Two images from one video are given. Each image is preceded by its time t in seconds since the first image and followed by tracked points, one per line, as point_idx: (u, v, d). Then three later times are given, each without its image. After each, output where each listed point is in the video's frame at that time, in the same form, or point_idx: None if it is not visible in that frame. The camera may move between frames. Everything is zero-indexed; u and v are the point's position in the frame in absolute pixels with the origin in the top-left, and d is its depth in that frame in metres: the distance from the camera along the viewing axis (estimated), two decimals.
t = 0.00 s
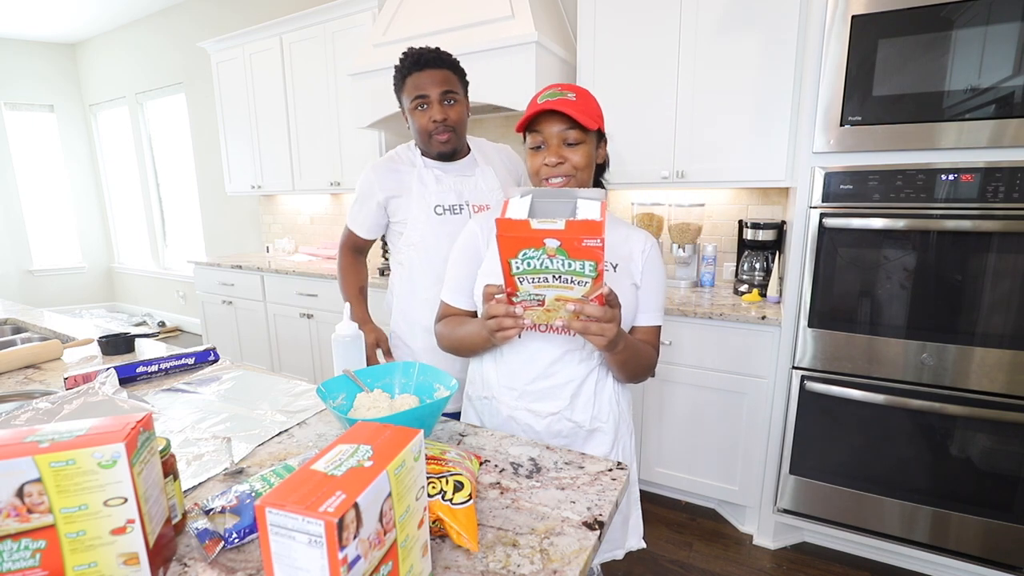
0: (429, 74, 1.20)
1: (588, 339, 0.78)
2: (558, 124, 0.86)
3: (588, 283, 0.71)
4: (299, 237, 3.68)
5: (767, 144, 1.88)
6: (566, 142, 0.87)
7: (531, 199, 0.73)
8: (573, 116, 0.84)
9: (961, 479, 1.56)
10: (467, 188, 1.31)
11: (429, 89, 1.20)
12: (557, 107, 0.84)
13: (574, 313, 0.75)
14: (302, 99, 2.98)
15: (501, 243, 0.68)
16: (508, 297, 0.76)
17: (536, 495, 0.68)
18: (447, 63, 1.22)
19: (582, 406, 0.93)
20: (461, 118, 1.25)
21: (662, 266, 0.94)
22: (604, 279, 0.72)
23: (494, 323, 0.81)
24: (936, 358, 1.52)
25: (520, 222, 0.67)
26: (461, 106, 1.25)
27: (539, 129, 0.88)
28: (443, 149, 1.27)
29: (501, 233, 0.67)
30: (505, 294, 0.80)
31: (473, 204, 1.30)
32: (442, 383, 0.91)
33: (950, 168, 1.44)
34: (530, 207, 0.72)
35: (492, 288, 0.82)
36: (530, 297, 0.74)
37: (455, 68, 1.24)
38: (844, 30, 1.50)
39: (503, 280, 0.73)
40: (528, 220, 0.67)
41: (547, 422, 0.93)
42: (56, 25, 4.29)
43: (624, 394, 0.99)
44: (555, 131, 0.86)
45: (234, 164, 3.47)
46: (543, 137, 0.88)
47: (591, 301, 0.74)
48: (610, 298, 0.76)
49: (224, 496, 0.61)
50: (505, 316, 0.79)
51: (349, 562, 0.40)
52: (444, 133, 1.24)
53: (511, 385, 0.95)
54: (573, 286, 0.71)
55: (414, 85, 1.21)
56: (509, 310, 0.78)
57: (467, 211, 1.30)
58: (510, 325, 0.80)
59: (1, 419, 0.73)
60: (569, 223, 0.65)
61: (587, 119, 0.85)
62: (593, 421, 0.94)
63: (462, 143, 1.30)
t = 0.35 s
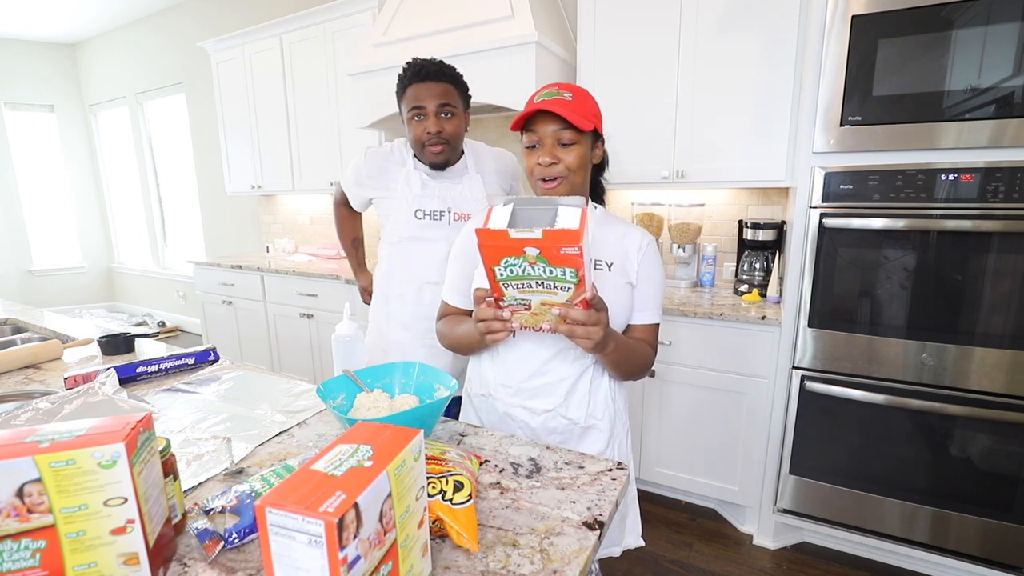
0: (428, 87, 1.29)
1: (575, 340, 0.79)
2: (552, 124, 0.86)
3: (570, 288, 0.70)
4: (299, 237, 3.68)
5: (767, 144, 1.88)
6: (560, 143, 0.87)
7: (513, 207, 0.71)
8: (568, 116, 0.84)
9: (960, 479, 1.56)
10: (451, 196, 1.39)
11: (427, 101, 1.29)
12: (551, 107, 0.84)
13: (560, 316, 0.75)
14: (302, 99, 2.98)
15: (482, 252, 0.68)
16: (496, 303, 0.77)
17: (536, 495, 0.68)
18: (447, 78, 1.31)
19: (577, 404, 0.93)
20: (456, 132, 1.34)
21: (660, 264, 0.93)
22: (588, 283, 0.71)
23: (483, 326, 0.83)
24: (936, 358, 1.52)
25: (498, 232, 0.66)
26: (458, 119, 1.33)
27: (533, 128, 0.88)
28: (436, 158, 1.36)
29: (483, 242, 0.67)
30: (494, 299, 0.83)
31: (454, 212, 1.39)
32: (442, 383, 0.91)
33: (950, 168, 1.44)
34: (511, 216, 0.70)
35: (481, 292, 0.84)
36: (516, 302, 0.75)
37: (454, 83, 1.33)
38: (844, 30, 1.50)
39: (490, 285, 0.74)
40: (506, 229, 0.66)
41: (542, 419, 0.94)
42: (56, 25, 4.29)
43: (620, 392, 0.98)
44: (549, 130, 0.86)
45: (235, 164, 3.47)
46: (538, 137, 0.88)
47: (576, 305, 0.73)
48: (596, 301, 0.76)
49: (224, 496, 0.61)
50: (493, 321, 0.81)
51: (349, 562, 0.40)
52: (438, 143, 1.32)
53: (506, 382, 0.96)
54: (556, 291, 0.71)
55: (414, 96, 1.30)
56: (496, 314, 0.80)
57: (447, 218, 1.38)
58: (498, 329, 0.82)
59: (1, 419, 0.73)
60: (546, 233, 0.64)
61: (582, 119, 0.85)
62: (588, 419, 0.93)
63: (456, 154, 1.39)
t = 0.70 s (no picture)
0: (389, 84, 1.26)
1: (561, 340, 0.78)
2: (547, 127, 0.86)
3: (553, 288, 0.70)
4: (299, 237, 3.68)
5: (767, 144, 1.88)
6: (557, 144, 0.87)
7: (498, 206, 0.71)
8: (561, 116, 0.83)
9: (960, 479, 1.56)
10: (412, 197, 1.41)
11: (388, 99, 1.26)
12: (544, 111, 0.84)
13: (546, 315, 0.75)
14: (302, 99, 2.98)
15: (466, 250, 0.69)
16: (485, 300, 0.79)
17: (536, 495, 0.68)
18: (408, 74, 1.29)
19: (572, 404, 0.93)
20: (419, 131, 1.33)
21: (662, 265, 0.93)
22: (571, 283, 0.70)
23: (473, 324, 0.83)
24: (936, 358, 1.52)
25: (478, 231, 0.66)
26: (420, 117, 1.32)
27: (529, 132, 0.88)
28: (399, 159, 1.35)
29: (465, 241, 0.67)
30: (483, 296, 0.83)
31: (417, 213, 1.40)
32: (442, 383, 0.91)
33: (950, 168, 1.44)
34: (493, 216, 0.70)
35: (471, 289, 0.83)
36: (504, 300, 0.76)
37: (415, 79, 1.30)
38: (845, 30, 1.50)
39: (478, 282, 0.76)
40: (486, 228, 0.66)
41: (538, 417, 0.94)
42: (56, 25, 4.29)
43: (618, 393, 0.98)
44: (545, 133, 0.87)
45: (235, 164, 3.47)
46: (535, 141, 0.88)
47: (561, 305, 0.73)
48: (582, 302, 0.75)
49: (224, 496, 0.61)
50: (482, 318, 0.82)
51: (349, 562, 0.40)
52: (401, 143, 1.31)
53: (502, 380, 0.96)
54: (540, 291, 0.71)
55: (374, 93, 1.27)
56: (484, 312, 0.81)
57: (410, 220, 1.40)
58: (487, 328, 0.82)
59: (1, 419, 0.73)
60: (523, 232, 0.63)
61: (576, 117, 0.85)
62: (583, 419, 0.93)
63: (418, 153, 1.38)
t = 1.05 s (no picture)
0: (354, 81, 1.14)
1: (551, 340, 0.78)
2: (547, 135, 0.86)
3: (540, 287, 0.70)
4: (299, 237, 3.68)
5: (767, 144, 1.88)
6: (557, 151, 0.87)
7: (487, 206, 0.72)
8: (560, 123, 0.83)
9: (960, 479, 1.56)
10: (381, 199, 1.29)
11: (355, 99, 1.15)
12: (543, 120, 0.84)
13: (535, 315, 0.75)
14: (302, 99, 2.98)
15: (455, 249, 0.69)
16: (477, 298, 0.79)
17: (536, 495, 0.68)
18: (373, 70, 1.18)
19: (568, 404, 0.93)
20: (389, 131, 1.23)
21: (663, 267, 0.93)
22: (558, 282, 0.70)
23: (466, 322, 0.83)
24: (936, 358, 1.52)
25: (466, 229, 0.66)
26: (388, 115, 1.22)
27: (529, 138, 0.88)
28: (371, 163, 1.24)
29: (454, 239, 0.68)
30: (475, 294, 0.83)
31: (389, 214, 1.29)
32: (442, 383, 0.91)
33: (950, 168, 1.44)
34: (482, 215, 0.71)
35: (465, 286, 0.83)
36: (495, 299, 0.76)
37: (378, 73, 1.19)
38: (845, 30, 1.50)
39: (469, 281, 0.76)
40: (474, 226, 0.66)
41: (534, 416, 0.94)
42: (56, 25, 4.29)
43: (615, 395, 0.97)
44: (545, 140, 0.87)
45: (235, 164, 3.47)
46: (535, 147, 0.88)
47: (550, 304, 0.73)
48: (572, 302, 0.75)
49: (224, 496, 0.61)
50: (475, 315, 0.81)
51: (350, 562, 0.40)
52: (373, 146, 1.20)
53: (499, 379, 0.96)
54: (529, 289, 0.71)
55: (337, 93, 1.14)
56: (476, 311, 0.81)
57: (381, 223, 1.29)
58: (479, 326, 0.82)
59: (1, 420, 0.73)
60: (508, 230, 0.62)
61: (577, 123, 0.84)
62: (579, 420, 0.93)
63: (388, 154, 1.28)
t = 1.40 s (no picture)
0: (397, 54, 1.20)
1: (559, 340, 0.78)
2: (556, 126, 0.86)
3: (549, 285, 0.70)
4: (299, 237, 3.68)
5: (767, 144, 1.88)
6: (565, 144, 0.87)
7: (494, 205, 0.73)
8: (569, 117, 0.84)
9: (960, 479, 1.56)
10: (419, 180, 1.29)
11: (397, 68, 1.19)
12: (554, 111, 0.84)
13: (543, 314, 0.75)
14: (302, 99, 2.98)
15: (463, 248, 0.69)
16: (484, 299, 0.79)
17: (536, 495, 0.68)
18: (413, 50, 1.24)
19: (571, 406, 0.93)
20: (429, 102, 1.24)
21: (666, 268, 0.93)
22: (567, 280, 0.70)
23: (472, 323, 0.83)
24: (936, 358, 1.52)
25: (474, 228, 0.66)
26: (428, 91, 1.24)
27: (536, 131, 0.88)
28: (412, 132, 1.24)
29: (462, 238, 0.68)
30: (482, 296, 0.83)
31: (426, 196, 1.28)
32: (442, 383, 0.91)
33: (950, 168, 1.44)
34: (489, 212, 0.72)
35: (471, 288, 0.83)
36: (503, 299, 0.76)
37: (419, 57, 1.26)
38: (844, 31, 1.50)
39: (476, 281, 0.76)
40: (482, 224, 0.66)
41: (536, 418, 0.94)
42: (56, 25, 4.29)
43: (617, 397, 0.97)
44: (553, 133, 0.86)
45: (235, 164, 3.47)
46: (542, 140, 0.88)
47: (558, 303, 0.73)
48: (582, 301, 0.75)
49: (224, 496, 0.61)
50: (481, 318, 0.81)
51: (349, 562, 0.40)
52: (414, 112, 1.20)
53: (501, 380, 0.96)
54: (537, 288, 0.71)
55: (381, 64, 1.19)
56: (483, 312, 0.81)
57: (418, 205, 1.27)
58: (486, 327, 0.82)
59: (1, 419, 0.73)
60: (517, 227, 0.63)
61: (586, 119, 0.85)
62: (582, 421, 0.93)
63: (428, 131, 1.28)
